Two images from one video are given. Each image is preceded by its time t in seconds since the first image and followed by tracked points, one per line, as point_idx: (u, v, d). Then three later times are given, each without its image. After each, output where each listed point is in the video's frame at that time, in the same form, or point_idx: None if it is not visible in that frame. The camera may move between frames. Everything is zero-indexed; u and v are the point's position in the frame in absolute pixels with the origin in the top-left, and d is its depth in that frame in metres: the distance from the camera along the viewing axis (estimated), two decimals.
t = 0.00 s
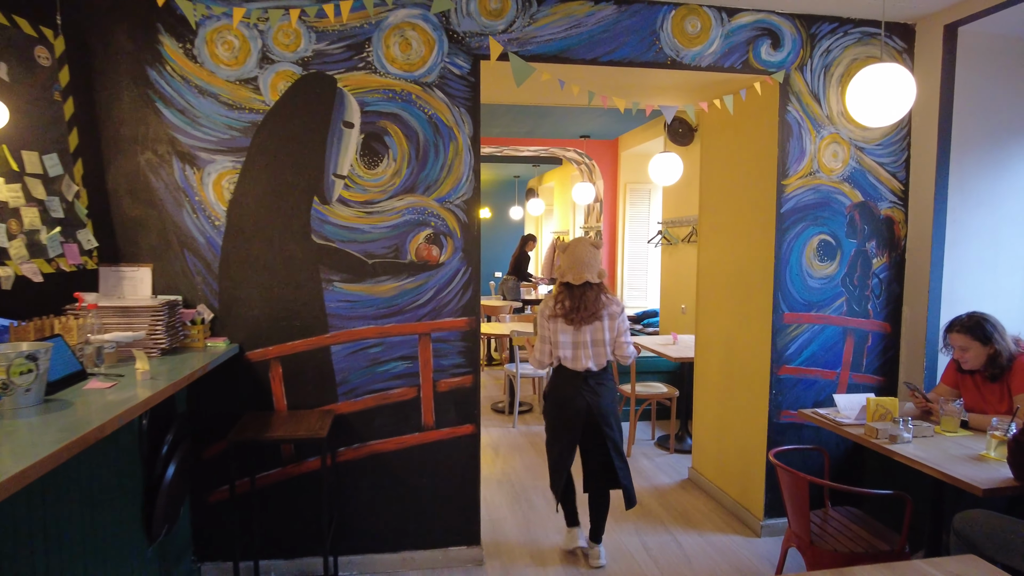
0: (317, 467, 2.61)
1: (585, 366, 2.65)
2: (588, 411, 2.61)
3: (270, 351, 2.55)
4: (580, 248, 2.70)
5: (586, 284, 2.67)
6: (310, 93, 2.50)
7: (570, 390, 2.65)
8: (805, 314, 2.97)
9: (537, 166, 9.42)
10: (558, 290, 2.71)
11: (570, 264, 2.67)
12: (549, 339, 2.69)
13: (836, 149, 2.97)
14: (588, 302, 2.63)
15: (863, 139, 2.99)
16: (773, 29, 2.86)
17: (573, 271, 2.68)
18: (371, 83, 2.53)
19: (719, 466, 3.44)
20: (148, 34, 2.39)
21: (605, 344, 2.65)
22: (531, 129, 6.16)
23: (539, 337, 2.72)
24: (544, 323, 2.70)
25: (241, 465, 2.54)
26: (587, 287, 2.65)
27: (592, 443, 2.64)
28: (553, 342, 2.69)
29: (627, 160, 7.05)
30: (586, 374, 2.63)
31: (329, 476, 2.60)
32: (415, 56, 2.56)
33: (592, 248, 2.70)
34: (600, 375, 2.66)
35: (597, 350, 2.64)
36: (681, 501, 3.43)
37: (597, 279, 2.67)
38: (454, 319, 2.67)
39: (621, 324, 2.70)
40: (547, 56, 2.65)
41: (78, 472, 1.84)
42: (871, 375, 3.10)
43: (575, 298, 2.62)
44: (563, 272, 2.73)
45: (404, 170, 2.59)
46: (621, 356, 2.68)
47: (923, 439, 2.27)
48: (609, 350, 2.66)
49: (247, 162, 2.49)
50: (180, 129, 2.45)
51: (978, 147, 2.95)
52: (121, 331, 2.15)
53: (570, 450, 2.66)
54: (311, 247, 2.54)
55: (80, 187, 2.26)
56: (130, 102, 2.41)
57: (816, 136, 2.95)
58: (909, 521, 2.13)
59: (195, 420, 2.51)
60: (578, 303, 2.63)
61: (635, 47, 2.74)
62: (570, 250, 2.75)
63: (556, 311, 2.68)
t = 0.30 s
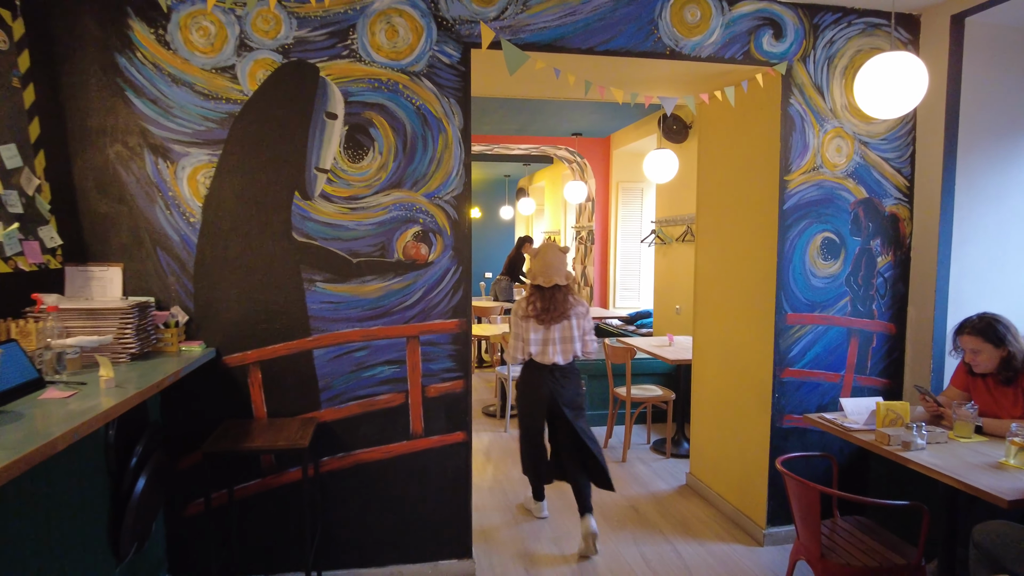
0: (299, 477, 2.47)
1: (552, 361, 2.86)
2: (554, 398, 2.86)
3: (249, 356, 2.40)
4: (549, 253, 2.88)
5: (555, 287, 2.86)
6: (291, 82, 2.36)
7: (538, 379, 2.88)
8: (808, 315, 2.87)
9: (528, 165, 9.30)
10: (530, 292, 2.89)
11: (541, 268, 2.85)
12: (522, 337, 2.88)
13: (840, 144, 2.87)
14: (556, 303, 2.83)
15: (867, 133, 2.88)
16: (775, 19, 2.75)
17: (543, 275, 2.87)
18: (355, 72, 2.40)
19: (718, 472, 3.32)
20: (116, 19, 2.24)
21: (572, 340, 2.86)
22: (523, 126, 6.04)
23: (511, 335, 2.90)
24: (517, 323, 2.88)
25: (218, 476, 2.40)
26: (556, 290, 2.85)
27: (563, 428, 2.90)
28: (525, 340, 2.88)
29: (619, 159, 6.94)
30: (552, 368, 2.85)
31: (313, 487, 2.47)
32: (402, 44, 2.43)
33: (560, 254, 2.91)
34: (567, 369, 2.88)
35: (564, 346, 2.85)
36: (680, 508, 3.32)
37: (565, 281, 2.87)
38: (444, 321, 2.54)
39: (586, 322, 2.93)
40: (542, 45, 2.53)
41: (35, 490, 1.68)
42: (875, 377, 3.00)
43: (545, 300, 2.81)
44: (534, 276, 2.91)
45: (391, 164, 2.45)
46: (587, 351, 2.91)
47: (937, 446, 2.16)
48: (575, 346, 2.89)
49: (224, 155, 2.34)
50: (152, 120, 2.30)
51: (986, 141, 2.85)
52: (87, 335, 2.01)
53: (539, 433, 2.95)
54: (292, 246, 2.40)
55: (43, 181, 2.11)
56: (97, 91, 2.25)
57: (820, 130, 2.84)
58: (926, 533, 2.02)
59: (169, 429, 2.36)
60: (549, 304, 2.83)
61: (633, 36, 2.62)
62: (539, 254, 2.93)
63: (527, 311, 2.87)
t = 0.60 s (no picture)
0: (286, 494, 2.33)
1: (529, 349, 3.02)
2: (533, 383, 3.03)
3: (232, 365, 2.26)
4: (526, 248, 3.10)
5: (530, 279, 3.10)
6: (276, 73, 2.21)
7: (518, 367, 3.01)
8: (822, 319, 2.74)
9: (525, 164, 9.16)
10: (506, 285, 3.10)
11: (518, 261, 3.07)
12: (498, 326, 3.05)
13: (854, 140, 2.74)
14: (532, 294, 3.06)
15: (882, 129, 2.76)
16: (787, 9, 2.62)
17: (519, 269, 3.09)
18: (345, 63, 2.26)
19: (725, 482, 3.19)
20: (88, 4, 2.09)
21: (546, 329, 3.05)
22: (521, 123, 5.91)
23: (487, 324, 3.07)
24: (495, 312, 3.06)
25: (199, 493, 2.25)
26: (532, 281, 3.08)
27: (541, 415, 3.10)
28: (501, 329, 3.05)
29: (618, 157, 6.81)
30: (532, 356, 3.01)
31: (301, 504, 2.32)
32: (395, 33, 2.29)
33: (536, 248, 3.10)
34: (542, 357, 3.05)
35: (540, 334, 3.03)
36: (686, 519, 3.19)
37: (540, 275, 3.10)
38: (439, 327, 2.41)
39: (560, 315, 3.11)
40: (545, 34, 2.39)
41: None
42: (890, 384, 2.88)
43: (522, 291, 3.03)
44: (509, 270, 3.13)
45: (383, 161, 2.31)
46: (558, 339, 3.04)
47: (966, 459, 2.03)
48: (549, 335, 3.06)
49: (206, 151, 2.19)
50: (128, 113, 2.14)
51: (1006, 138, 2.73)
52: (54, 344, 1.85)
53: (526, 427, 3.04)
54: (278, 248, 2.26)
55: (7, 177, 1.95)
56: (68, 82, 2.10)
57: (834, 125, 2.71)
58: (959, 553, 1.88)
59: (146, 444, 2.21)
60: (524, 294, 3.05)
61: (639, 26, 2.48)
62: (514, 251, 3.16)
63: (503, 301, 3.08)
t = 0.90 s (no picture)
0: (277, 511, 2.20)
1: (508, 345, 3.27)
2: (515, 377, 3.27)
3: (220, 375, 2.13)
4: (508, 254, 3.29)
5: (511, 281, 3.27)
6: (266, 65, 2.08)
7: (500, 362, 3.26)
8: (841, 325, 2.62)
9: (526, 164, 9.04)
10: (488, 285, 3.28)
11: (501, 263, 3.24)
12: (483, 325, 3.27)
13: (875, 137, 2.61)
14: (513, 294, 3.25)
15: (904, 126, 2.63)
16: None
17: (501, 271, 3.26)
18: (339, 55, 2.13)
19: (738, 494, 3.07)
20: None
21: (525, 327, 3.28)
22: (523, 122, 5.79)
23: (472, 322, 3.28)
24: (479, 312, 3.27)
25: (185, 511, 2.12)
26: (513, 282, 3.27)
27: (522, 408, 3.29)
28: (486, 327, 3.27)
29: (621, 156, 6.69)
30: (511, 352, 3.27)
31: (293, 522, 2.19)
32: (393, 23, 2.16)
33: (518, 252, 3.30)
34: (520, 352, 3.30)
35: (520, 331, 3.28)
36: (696, 533, 3.06)
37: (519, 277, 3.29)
38: (440, 334, 2.28)
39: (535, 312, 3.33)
40: (550, 25, 2.27)
41: None
42: (911, 392, 2.75)
43: (504, 292, 3.22)
44: (493, 272, 3.30)
45: (380, 158, 2.19)
46: (536, 336, 3.27)
47: (1004, 476, 1.90)
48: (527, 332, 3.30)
49: (191, 148, 2.06)
50: (108, 108, 2.01)
51: None
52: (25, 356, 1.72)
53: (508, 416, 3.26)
54: (269, 251, 2.13)
55: None
56: (43, 75, 1.97)
57: (853, 122, 2.58)
58: None
59: (129, 459, 2.08)
60: (505, 295, 3.23)
61: (651, 16, 2.35)
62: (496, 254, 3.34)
63: (486, 301, 3.27)
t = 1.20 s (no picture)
0: (282, 522, 2.11)
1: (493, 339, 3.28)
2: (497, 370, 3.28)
3: (222, 380, 2.03)
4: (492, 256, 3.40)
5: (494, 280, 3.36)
6: (270, 56, 1.99)
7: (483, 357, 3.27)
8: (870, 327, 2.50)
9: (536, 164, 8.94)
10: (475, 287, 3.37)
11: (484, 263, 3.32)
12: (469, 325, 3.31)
13: (905, 131, 2.49)
14: (497, 293, 3.32)
15: (936, 119, 2.51)
16: None
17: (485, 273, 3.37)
18: (346, 45, 2.03)
19: (759, 503, 2.95)
20: None
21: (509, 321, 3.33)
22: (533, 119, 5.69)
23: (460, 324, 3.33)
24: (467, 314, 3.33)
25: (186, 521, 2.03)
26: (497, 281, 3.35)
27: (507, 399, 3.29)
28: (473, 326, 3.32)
29: (632, 155, 6.57)
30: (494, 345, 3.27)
31: (299, 534, 2.09)
32: (402, 12, 2.06)
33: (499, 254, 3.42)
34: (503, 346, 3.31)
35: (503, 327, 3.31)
36: (717, 543, 2.94)
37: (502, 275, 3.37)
38: (452, 337, 2.18)
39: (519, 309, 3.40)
40: (566, 13, 2.16)
41: None
42: (944, 398, 2.63)
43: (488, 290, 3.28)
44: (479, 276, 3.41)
45: (389, 154, 2.09)
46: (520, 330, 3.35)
47: None
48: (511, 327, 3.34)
49: (192, 143, 1.97)
50: (105, 101, 1.93)
51: None
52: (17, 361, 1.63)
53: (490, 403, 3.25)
54: (273, 251, 2.03)
55: None
56: (37, 67, 1.88)
57: (883, 115, 2.47)
58: None
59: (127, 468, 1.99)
60: (489, 292, 3.30)
61: (671, 4, 2.24)
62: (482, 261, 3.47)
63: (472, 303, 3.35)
